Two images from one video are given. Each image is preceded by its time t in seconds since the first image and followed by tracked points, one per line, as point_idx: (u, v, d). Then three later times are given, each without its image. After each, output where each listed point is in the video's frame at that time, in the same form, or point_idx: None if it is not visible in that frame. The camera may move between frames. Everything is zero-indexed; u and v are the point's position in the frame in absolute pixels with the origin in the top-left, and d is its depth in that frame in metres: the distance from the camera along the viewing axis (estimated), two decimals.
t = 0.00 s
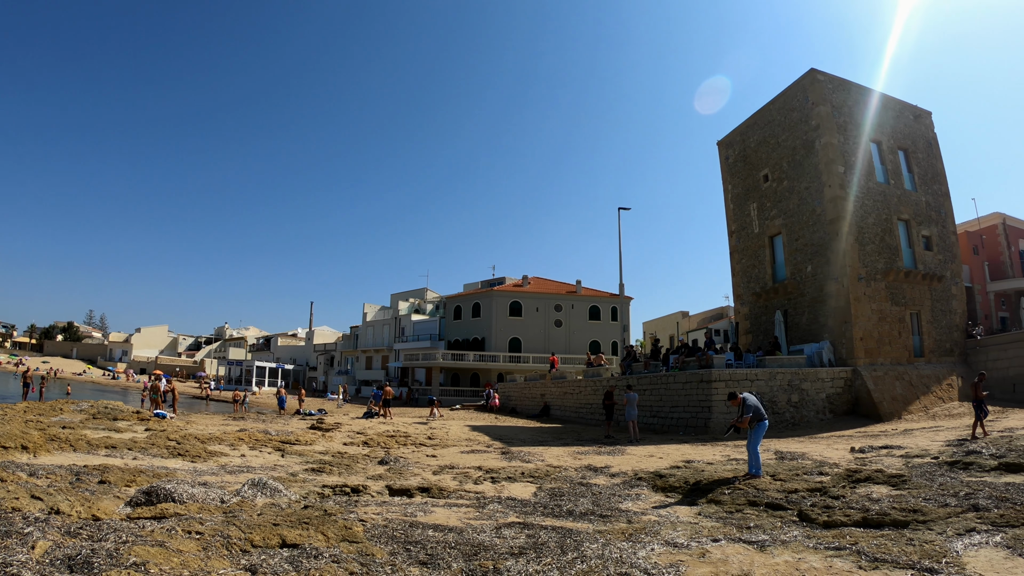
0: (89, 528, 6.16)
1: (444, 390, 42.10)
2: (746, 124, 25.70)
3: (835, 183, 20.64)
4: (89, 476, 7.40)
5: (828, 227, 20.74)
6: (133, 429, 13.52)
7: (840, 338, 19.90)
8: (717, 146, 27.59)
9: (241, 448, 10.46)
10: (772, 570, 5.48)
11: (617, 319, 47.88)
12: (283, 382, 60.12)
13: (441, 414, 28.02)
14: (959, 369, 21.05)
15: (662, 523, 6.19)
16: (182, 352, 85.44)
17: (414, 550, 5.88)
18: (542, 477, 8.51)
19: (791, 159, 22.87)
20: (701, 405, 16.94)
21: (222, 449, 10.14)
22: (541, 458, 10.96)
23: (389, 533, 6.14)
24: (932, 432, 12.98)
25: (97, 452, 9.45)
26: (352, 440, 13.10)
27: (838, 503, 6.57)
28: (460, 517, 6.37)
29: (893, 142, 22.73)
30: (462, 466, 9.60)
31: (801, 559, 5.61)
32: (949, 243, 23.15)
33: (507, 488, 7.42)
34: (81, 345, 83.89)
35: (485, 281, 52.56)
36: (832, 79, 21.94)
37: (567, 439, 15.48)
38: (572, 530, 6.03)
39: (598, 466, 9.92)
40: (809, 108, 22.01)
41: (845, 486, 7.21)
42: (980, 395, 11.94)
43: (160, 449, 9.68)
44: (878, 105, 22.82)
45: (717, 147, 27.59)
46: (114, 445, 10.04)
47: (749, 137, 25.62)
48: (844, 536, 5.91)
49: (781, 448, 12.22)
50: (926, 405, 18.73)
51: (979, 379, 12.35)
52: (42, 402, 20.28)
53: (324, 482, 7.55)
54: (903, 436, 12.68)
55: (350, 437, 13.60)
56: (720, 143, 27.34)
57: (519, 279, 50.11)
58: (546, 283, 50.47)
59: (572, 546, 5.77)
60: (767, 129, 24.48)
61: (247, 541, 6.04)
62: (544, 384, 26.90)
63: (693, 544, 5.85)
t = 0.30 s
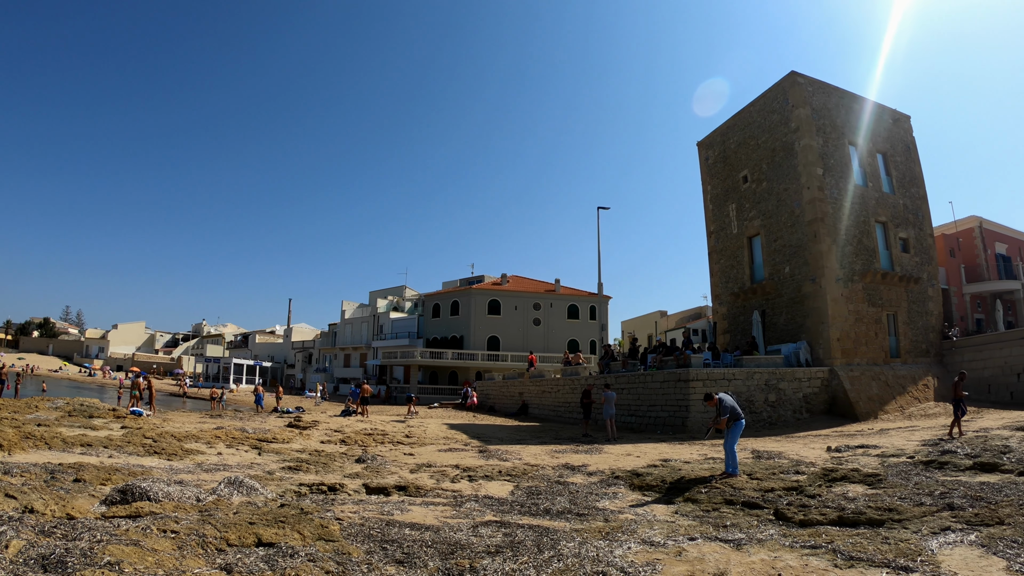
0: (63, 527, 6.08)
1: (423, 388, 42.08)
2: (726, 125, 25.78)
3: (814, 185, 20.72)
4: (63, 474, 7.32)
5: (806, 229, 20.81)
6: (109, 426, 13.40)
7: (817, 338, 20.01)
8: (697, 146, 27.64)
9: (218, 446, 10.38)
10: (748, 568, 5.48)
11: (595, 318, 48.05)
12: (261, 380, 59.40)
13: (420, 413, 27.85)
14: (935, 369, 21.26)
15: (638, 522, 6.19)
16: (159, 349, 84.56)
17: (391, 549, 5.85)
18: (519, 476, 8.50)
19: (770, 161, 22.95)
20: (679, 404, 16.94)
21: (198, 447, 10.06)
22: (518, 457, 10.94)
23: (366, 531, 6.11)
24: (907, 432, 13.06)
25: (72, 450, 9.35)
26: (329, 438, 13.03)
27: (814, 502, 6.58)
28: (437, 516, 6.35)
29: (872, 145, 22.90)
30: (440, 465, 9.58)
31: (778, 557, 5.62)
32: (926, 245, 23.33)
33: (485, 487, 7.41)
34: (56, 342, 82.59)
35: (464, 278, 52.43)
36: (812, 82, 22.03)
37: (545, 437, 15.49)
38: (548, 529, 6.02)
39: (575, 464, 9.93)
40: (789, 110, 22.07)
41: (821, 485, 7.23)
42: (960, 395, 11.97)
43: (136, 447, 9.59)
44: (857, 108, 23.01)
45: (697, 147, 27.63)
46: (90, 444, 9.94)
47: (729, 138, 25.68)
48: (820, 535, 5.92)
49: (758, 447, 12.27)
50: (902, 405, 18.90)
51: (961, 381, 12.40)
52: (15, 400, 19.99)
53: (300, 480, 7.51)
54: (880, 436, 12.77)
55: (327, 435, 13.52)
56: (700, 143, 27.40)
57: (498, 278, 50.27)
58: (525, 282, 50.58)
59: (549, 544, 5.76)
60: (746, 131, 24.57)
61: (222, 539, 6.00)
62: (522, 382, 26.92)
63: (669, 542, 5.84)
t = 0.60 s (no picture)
0: (36, 527, 6.00)
1: (399, 386, 41.96)
2: (704, 127, 25.81)
3: (791, 186, 20.83)
4: (37, 473, 7.24)
5: (783, 230, 20.91)
6: (83, 424, 13.26)
7: (793, 338, 20.15)
8: (676, 147, 27.64)
9: (193, 444, 10.29)
10: (724, 566, 5.49)
11: (572, 317, 48.46)
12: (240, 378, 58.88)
13: (397, 411, 27.67)
14: (909, 370, 21.60)
15: (615, 520, 6.18)
16: (135, 346, 83.25)
17: (367, 548, 5.83)
18: (496, 474, 8.49)
19: (748, 162, 23.03)
20: (655, 403, 16.97)
21: (173, 445, 9.96)
22: (495, 455, 10.94)
23: (342, 530, 6.09)
24: (883, 431, 13.15)
25: (46, 448, 9.24)
26: (306, 436, 12.96)
27: (789, 501, 6.61)
28: (414, 514, 6.33)
29: (849, 147, 23.11)
30: (416, 463, 9.56)
31: (753, 556, 5.64)
32: (902, 247, 23.59)
33: (462, 485, 7.40)
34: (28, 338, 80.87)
35: (442, 277, 52.39)
36: (790, 84, 22.13)
37: (522, 435, 15.52)
38: (525, 527, 6.02)
39: (552, 462, 9.96)
40: (768, 112, 22.14)
41: (797, 484, 7.26)
42: (938, 393, 12.13)
43: (111, 445, 9.50)
44: (835, 111, 23.20)
45: (676, 148, 27.63)
46: (64, 442, 9.83)
47: (707, 139, 25.73)
48: (795, 533, 5.94)
49: (734, 445, 12.33)
50: (877, 404, 19.13)
51: (939, 379, 12.56)
52: None
53: (277, 479, 7.47)
54: (855, 435, 12.90)
55: (303, 434, 13.44)
56: (679, 144, 27.41)
57: (476, 276, 50.32)
58: (503, 281, 50.74)
59: (525, 543, 5.75)
60: (725, 132, 24.63)
61: (198, 538, 5.95)
62: (500, 381, 26.94)
63: (646, 541, 5.85)
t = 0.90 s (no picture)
0: (8, 525, 5.91)
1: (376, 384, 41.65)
2: (683, 127, 25.86)
3: (769, 188, 20.98)
4: (9, 471, 7.14)
5: (761, 231, 21.05)
6: (58, 422, 13.11)
7: (770, 338, 20.31)
8: (655, 147, 27.63)
9: (169, 442, 10.20)
10: (699, 565, 5.50)
11: (550, 316, 48.71)
12: (217, 375, 58.19)
13: (374, 409, 27.47)
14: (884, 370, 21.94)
15: (591, 519, 6.18)
16: (111, 343, 81.59)
17: (342, 546, 5.81)
18: (472, 473, 8.49)
19: (727, 163, 23.15)
20: (632, 402, 16.97)
21: (149, 443, 9.87)
22: (472, 453, 10.95)
23: (317, 528, 6.08)
24: (858, 431, 13.22)
25: (18, 446, 9.11)
26: (282, 434, 12.87)
27: (765, 499, 6.63)
28: (390, 512, 6.32)
29: (827, 151, 23.43)
30: (393, 461, 9.53)
31: (728, 554, 5.65)
32: (879, 250, 23.95)
33: (438, 484, 7.39)
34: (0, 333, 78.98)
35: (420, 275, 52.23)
36: (769, 87, 22.30)
37: (499, 434, 15.52)
38: (501, 526, 6.01)
39: (529, 461, 9.96)
40: (747, 114, 22.27)
41: (772, 483, 7.29)
42: (918, 393, 12.26)
43: (85, 443, 9.40)
44: (813, 115, 23.47)
45: (655, 148, 27.63)
46: (37, 439, 9.69)
47: (686, 141, 25.77)
48: (770, 531, 5.96)
49: (711, 444, 12.39)
50: (852, 404, 19.37)
51: (918, 380, 12.68)
52: None
53: (252, 477, 7.44)
54: (831, 434, 13.04)
55: (280, 432, 13.34)
56: (658, 144, 27.41)
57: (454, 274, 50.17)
58: (481, 280, 50.77)
59: (501, 541, 5.74)
60: (704, 133, 24.72)
61: (172, 536, 5.91)
62: (477, 379, 26.91)
63: (621, 539, 5.85)
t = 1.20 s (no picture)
0: None
1: (354, 381, 41.40)
2: (662, 128, 25.93)
3: (747, 189, 21.18)
4: None
5: (738, 231, 21.25)
6: (30, 419, 12.90)
7: (746, 338, 20.50)
8: (634, 147, 27.68)
9: (144, 439, 10.10)
10: (674, 563, 5.51)
11: (527, 314, 49.33)
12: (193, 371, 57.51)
13: (351, 407, 27.24)
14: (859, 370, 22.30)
15: (567, 517, 6.19)
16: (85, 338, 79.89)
17: (317, 544, 5.79)
18: (449, 471, 8.50)
19: (705, 164, 23.31)
20: (610, 400, 17.01)
21: (124, 440, 9.75)
22: (448, 451, 10.95)
23: (293, 526, 6.07)
24: (834, 431, 13.34)
25: None
26: (259, 431, 12.79)
27: (740, 498, 6.66)
28: (365, 511, 6.31)
29: (805, 153, 23.79)
30: (370, 459, 9.51)
31: (703, 552, 5.67)
32: (855, 251, 24.38)
33: (414, 482, 7.39)
34: None
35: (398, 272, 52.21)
36: (748, 89, 22.50)
37: (476, 433, 15.51)
38: (476, 524, 6.01)
39: (505, 459, 9.97)
40: (726, 115, 22.45)
41: (748, 482, 7.32)
42: (898, 393, 12.51)
43: (58, 440, 9.26)
44: (792, 117, 23.82)
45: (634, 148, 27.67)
46: (8, 436, 9.53)
47: (665, 141, 25.87)
48: (745, 530, 5.99)
49: (687, 443, 12.47)
50: (828, 404, 19.63)
51: (901, 381, 12.97)
52: None
53: (228, 475, 7.41)
54: (807, 433, 13.17)
55: (256, 429, 13.24)
56: (637, 144, 27.45)
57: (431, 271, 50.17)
58: (458, 277, 50.96)
59: (476, 539, 5.75)
60: (683, 134, 24.84)
61: (147, 535, 5.85)
62: (454, 377, 26.92)
63: (597, 537, 5.86)
